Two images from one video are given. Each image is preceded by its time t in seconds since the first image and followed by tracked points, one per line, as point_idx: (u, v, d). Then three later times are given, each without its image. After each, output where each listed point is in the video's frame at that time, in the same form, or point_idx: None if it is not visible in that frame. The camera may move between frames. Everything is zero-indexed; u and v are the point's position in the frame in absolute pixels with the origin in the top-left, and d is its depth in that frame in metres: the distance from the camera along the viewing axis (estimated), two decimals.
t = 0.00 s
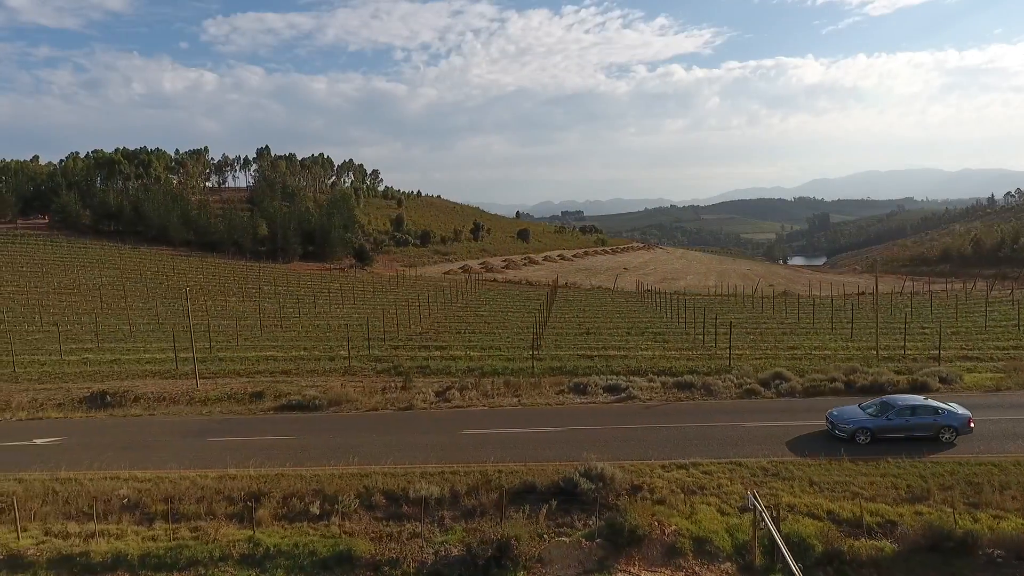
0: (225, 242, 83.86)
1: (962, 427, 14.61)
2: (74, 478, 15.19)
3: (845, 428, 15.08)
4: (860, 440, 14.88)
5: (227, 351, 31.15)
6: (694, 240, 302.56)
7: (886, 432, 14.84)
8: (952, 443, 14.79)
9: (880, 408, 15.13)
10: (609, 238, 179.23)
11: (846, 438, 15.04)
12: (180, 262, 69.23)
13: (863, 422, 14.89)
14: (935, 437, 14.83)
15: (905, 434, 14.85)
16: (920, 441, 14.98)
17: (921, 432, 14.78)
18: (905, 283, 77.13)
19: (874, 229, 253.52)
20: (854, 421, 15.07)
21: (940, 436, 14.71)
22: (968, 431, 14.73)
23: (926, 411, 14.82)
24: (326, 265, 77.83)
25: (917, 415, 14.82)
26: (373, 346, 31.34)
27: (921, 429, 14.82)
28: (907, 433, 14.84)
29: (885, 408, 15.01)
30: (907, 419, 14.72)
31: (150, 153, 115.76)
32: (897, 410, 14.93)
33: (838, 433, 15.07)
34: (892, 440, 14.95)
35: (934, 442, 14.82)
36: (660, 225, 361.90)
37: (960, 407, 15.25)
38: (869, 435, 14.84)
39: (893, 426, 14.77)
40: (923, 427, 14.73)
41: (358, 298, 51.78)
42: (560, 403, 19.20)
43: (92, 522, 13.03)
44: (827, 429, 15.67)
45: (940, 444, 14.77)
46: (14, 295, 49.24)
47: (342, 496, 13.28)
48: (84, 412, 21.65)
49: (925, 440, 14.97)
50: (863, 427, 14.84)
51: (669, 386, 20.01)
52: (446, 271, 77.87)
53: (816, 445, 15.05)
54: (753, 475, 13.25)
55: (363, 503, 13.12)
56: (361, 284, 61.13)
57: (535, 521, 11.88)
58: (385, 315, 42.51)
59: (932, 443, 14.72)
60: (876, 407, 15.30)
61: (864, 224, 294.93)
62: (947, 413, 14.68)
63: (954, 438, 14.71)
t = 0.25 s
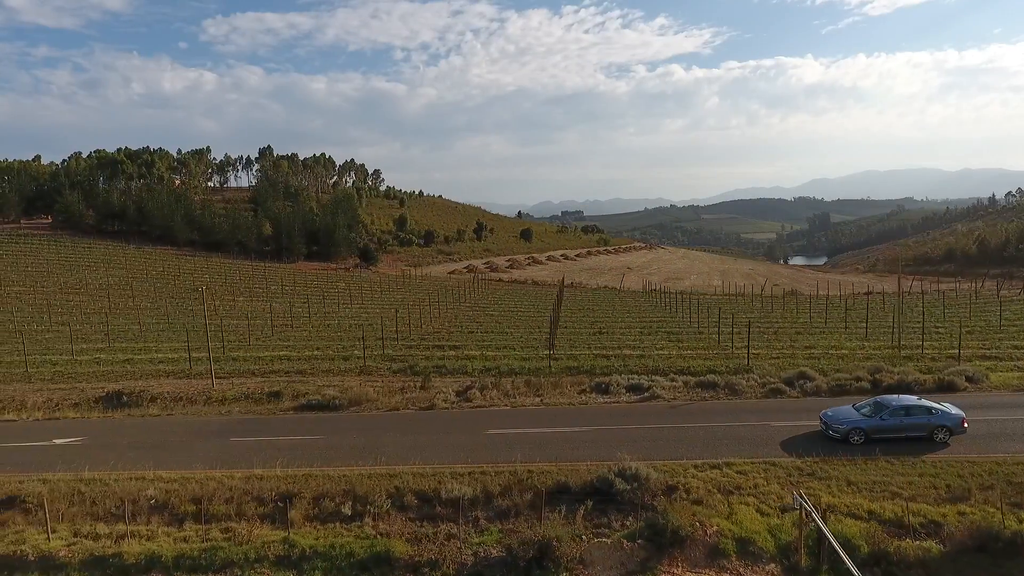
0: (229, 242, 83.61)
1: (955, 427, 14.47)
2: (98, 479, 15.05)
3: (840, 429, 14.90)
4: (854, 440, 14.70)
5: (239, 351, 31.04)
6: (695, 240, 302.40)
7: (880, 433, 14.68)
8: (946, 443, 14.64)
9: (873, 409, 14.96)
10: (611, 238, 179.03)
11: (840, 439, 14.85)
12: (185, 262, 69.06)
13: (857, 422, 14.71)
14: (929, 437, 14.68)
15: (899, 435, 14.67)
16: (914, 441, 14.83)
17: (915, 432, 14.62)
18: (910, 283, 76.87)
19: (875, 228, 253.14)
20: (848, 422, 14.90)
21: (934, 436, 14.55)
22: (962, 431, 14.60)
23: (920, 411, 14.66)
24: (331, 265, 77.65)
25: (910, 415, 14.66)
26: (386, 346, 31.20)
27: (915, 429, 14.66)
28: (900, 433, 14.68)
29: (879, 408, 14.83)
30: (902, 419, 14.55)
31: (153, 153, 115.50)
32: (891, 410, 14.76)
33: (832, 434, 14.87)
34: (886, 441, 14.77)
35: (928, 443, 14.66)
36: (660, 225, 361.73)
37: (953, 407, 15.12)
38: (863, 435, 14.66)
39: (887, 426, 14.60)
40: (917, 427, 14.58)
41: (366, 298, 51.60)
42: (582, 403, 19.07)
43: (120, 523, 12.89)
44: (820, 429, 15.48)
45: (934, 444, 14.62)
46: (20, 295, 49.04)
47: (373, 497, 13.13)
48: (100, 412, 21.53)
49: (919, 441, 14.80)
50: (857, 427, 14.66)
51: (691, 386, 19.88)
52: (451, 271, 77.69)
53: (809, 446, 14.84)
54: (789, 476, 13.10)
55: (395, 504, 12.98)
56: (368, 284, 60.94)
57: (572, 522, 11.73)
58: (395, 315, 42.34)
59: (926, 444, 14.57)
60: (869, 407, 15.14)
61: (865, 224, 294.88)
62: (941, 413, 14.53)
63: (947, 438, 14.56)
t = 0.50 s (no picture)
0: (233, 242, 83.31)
1: (948, 427, 14.47)
2: (123, 479, 14.91)
3: (833, 429, 14.88)
4: (847, 441, 14.70)
5: (251, 350, 30.96)
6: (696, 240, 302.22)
7: (873, 433, 14.67)
8: (938, 443, 14.65)
9: (866, 409, 14.96)
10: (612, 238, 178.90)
11: (833, 440, 14.84)
12: (189, 261, 68.82)
13: (850, 423, 14.71)
14: (921, 437, 14.68)
15: (892, 435, 14.70)
16: (907, 441, 14.84)
17: (909, 432, 14.63)
18: (915, 282, 76.68)
19: (876, 229, 252.80)
20: (841, 422, 14.89)
21: (927, 436, 14.57)
22: (954, 432, 14.61)
23: (914, 411, 14.67)
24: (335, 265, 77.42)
25: (903, 415, 14.67)
26: (398, 345, 31.10)
27: (908, 429, 14.67)
28: (893, 433, 14.69)
29: (872, 409, 14.83)
30: (895, 419, 14.55)
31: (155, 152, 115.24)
32: (884, 410, 14.76)
33: (825, 434, 14.84)
34: (879, 441, 14.78)
35: (921, 443, 14.68)
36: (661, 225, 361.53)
37: (946, 407, 15.13)
38: (856, 435, 14.66)
39: (880, 426, 14.60)
40: (910, 428, 14.58)
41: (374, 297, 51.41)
42: (605, 402, 18.97)
43: (148, 523, 12.76)
44: (813, 430, 15.48)
45: (927, 444, 14.63)
46: (27, 294, 48.84)
47: (404, 497, 12.99)
48: (117, 412, 21.39)
49: (912, 441, 14.81)
50: (850, 428, 14.65)
51: (714, 385, 19.80)
52: (456, 271, 77.45)
53: (803, 447, 14.83)
54: (824, 476, 12.99)
55: (427, 504, 12.87)
56: (374, 283, 60.76)
57: (608, 522, 11.62)
58: (405, 314, 42.20)
59: (919, 444, 14.58)
60: (862, 408, 15.13)
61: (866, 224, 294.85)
62: (934, 413, 14.53)
63: (940, 438, 14.57)
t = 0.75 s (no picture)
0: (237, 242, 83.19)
1: (941, 429, 14.35)
2: (148, 480, 14.78)
3: (825, 430, 14.72)
4: (839, 442, 14.57)
5: (264, 349, 30.89)
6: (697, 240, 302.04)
7: (865, 434, 14.54)
8: (932, 444, 14.52)
9: (859, 410, 14.83)
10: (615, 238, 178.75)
11: (825, 441, 14.72)
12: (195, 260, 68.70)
13: (843, 424, 14.57)
14: (914, 438, 14.56)
15: (884, 435, 14.57)
16: (900, 442, 14.71)
17: (901, 433, 14.49)
18: (921, 282, 76.51)
19: (877, 229, 252.70)
20: (834, 424, 14.74)
21: (919, 437, 14.44)
22: (947, 433, 14.49)
23: (906, 412, 14.54)
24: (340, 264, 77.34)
25: (896, 416, 14.54)
26: (411, 344, 30.99)
27: (901, 430, 14.54)
28: (886, 434, 14.56)
29: (865, 410, 14.70)
30: (887, 420, 14.43)
31: (158, 152, 115.04)
32: (877, 411, 14.62)
33: (818, 435, 14.69)
34: (872, 442, 14.65)
35: (914, 444, 14.56)
36: (662, 225, 361.32)
37: (939, 408, 15.01)
38: (848, 436, 14.54)
39: (874, 427, 14.46)
40: (903, 429, 14.45)
41: (382, 297, 51.25)
42: (628, 402, 18.85)
43: (178, 525, 12.63)
44: (806, 430, 15.35)
45: (920, 445, 14.50)
46: (34, 294, 48.68)
47: (436, 498, 12.89)
48: (134, 412, 21.28)
49: (905, 442, 14.69)
50: (842, 429, 14.53)
51: (738, 385, 19.69)
52: (461, 271, 77.27)
53: (795, 448, 14.71)
54: (861, 476, 12.90)
55: (460, 505, 12.75)
56: (380, 283, 60.58)
57: (647, 523, 11.52)
58: (415, 314, 42.09)
59: (912, 445, 14.45)
60: (856, 408, 15.00)
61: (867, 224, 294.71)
62: (927, 414, 14.41)
63: (933, 439, 14.44)
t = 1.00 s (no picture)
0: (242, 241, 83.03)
1: (934, 429, 14.32)
2: (174, 480, 14.65)
3: (818, 430, 14.67)
4: (833, 443, 14.50)
5: (277, 349, 30.73)
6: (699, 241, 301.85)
7: (859, 435, 14.51)
8: (925, 445, 14.48)
9: (852, 410, 14.80)
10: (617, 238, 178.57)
11: (819, 441, 14.66)
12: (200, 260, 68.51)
13: (836, 424, 14.53)
14: (908, 439, 14.52)
15: (878, 436, 14.54)
16: (894, 443, 14.67)
17: (895, 434, 14.46)
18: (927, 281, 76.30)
19: (878, 228, 252.61)
20: (828, 424, 14.69)
21: (912, 438, 14.41)
22: (941, 433, 14.46)
23: (899, 413, 14.51)
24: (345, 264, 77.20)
25: (890, 417, 14.50)
26: (424, 344, 30.83)
27: (895, 431, 14.50)
28: (879, 435, 14.52)
29: (858, 410, 14.66)
30: (881, 421, 14.40)
31: (160, 152, 114.87)
32: (870, 412, 14.58)
33: (811, 435, 14.63)
34: (866, 443, 14.61)
35: (908, 445, 14.51)
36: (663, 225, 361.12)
37: (932, 409, 14.99)
38: (842, 437, 14.48)
39: (867, 428, 14.42)
40: (897, 429, 14.41)
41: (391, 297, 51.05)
42: (652, 401, 18.74)
43: (210, 526, 12.50)
44: (800, 432, 15.28)
45: (914, 446, 14.46)
46: (41, 294, 48.51)
47: (470, 498, 12.75)
48: (152, 412, 21.13)
49: (899, 443, 14.65)
50: (836, 430, 14.47)
51: (762, 384, 19.60)
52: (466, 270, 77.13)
53: (789, 448, 14.64)
54: (898, 476, 12.79)
55: (494, 505, 12.62)
56: (387, 283, 60.37)
57: (687, 523, 11.39)
58: (426, 314, 41.91)
59: (905, 445, 14.41)
60: (849, 409, 14.97)
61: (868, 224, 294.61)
62: (921, 415, 14.38)
63: (927, 439, 14.41)
